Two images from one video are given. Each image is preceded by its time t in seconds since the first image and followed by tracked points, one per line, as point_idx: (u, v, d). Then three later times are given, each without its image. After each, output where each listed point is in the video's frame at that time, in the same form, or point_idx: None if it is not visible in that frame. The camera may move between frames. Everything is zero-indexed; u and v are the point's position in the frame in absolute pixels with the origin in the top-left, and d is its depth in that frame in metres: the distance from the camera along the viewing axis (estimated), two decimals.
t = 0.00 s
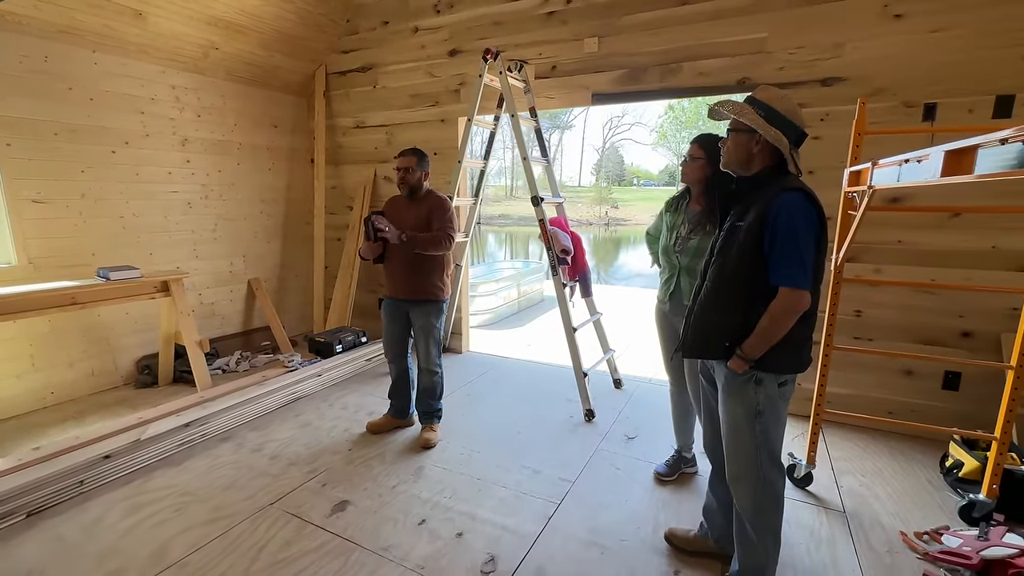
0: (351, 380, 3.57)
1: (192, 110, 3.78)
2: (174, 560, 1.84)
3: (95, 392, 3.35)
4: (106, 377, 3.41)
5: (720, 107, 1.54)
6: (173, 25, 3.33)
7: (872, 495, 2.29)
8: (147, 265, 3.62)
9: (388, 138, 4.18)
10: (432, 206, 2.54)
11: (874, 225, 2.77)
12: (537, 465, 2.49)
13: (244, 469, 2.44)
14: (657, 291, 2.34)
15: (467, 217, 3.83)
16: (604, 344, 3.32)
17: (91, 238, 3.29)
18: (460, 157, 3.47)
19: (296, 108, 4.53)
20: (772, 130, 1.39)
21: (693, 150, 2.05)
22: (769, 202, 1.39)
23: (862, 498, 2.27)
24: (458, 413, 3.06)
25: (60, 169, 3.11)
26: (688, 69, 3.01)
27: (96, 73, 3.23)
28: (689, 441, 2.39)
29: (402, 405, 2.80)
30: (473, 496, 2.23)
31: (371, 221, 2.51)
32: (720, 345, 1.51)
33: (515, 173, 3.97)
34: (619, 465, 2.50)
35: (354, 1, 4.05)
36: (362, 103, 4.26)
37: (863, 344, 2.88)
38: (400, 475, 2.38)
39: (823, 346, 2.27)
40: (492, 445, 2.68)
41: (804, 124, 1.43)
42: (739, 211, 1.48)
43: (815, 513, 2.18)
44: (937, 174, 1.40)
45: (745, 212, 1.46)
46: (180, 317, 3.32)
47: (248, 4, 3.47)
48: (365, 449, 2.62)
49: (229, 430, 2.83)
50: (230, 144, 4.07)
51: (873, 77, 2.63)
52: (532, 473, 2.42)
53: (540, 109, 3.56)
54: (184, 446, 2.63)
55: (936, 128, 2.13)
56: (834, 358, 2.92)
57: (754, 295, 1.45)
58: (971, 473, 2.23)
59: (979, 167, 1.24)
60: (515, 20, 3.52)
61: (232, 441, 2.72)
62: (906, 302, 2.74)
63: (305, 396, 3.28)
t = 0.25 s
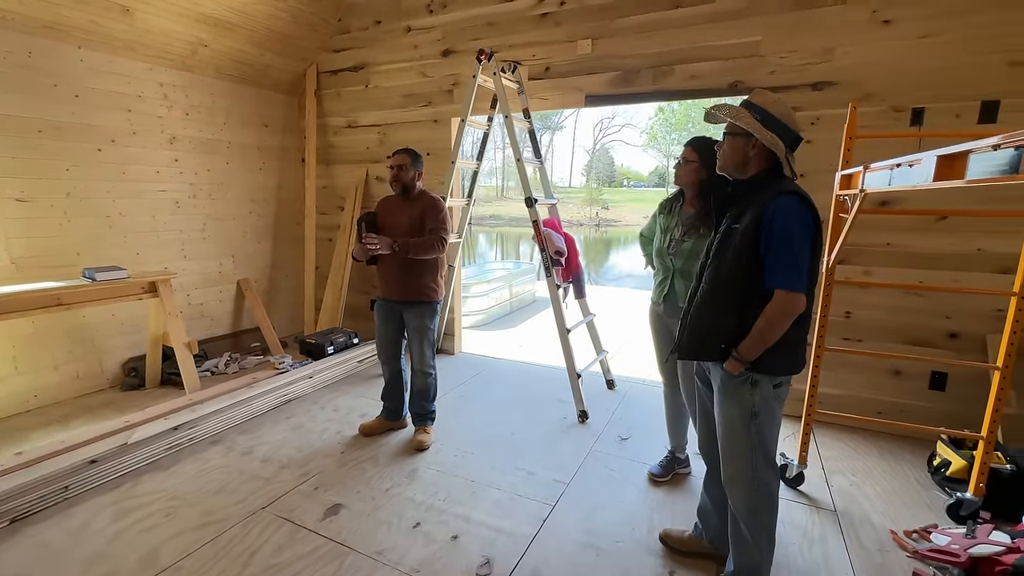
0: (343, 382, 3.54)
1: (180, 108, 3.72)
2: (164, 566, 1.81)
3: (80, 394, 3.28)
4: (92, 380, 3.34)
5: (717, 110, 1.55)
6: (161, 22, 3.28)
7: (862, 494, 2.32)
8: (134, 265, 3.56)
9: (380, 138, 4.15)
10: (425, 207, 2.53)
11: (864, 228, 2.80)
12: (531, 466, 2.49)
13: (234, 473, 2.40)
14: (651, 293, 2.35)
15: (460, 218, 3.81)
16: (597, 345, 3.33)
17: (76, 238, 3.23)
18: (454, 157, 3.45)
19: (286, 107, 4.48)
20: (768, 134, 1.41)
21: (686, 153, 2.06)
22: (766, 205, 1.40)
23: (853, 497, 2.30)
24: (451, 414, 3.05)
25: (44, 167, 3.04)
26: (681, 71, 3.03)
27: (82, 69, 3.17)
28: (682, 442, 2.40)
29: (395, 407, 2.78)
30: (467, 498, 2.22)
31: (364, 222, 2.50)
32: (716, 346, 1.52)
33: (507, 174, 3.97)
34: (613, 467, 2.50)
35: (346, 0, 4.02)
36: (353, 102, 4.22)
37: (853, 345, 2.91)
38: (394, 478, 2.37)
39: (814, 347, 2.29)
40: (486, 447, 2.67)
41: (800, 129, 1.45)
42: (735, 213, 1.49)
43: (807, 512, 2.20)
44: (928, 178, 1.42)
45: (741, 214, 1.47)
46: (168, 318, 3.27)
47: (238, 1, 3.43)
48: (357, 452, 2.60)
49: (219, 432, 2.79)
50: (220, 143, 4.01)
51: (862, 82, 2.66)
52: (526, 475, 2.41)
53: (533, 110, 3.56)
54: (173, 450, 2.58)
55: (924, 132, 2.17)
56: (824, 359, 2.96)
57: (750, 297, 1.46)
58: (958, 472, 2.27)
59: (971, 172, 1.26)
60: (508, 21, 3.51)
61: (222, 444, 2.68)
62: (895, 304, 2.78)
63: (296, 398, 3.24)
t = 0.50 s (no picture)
0: (335, 384, 3.52)
1: (170, 107, 3.68)
2: (155, 572, 1.78)
3: (67, 397, 3.23)
4: (79, 383, 3.29)
5: (713, 115, 1.56)
6: (151, 20, 3.24)
7: (852, 494, 2.35)
8: (123, 266, 3.51)
9: (373, 138, 4.13)
10: (421, 209, 2.52)
11: (854, 231, 2.84)
12: (526, 468, 2.49)
13: (227, 477, 2.38)
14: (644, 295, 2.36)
15: (454, 219, 3.80)
16: (591, 347, 3.33)
17: (64, 238, 3.17)
18: (448, 159, 3.44)
19: (278, 106, 4.44)
20: (764, 140, 1.42)
21: (678, 157, 2.07)
22: (762, 209, 1.41)
23: (844, 497, 2.33)
24: (445, 416, 3.04)
25: (30, 166, 2.99)
26: (675, 75, 3.06)
27: (69, 67, 3.12)
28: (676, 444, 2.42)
29: (389, 409, 2.77)
30: (463, 501, 2.22)
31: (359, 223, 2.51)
32: (713, 349, 1.53)
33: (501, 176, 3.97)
34: (607, 468, 2.51)
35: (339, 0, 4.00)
36: (346, 103, 4.20)
37: (843, 347, 2.95)
38: (388, 481, 2.35)
39: (807, 349, 2.32)
40: (481, 449, 2.66)
41: (795, 134, 1.47)
42: (731, 217, 1.51)
43: (799, 512, 2.22)
44: (919, 183, 1.45)
45: (737, 219, 1.48)
46: (158, 320, 3.22)
47: None
48: (351, 455, 2.58)
49: (211, 436, 2.76)
50: (210, 143, 3.97)
51: (853, 87, 2.70)
52: (521, 477, 2.42)
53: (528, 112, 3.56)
54: (163, 454, 2.55)
55: (914, 138, 2.20)
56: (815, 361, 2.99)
57: (746, 300, 1.48)
58: (947, 471, 2.31)
59: (963, 179, 1.29)
60: (502, 23, 3.51)
61: (213, 448, 2.65)
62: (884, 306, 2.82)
63: (289, 401, 3.22)
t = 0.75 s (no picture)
0: (333, 385, 3.51)
1: (167, 106, 3.65)
2: None
3: (60, 398, 3.20)
4: (73, 383, 3.26)
5: (714, 120, 1.57)
6: (148, 18, 3.22)
7: (849, 496, 2.37)
8: (118, 266, 3.49)
9: (371, 139, 4.12)
10: (420, 211, 2.52)
11: (851, 235, 2.86)
12: (524, 471, 2.49)
13: (223, 479, 2.36)
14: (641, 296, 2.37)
15: (452, 220, 3.80)
16: (589, 349, 3.33)
17: (58, 238, 3.15)
18: (446, 160, 3.44)
19: (276, 106, 4.42)
20: (765, 144, 1.43)
21: (675, 160, 2.08)
22: (762, 214, 1.42)
23: (840, 500, 2.35)
24: (443, 418, 3.04)
25: (24, 165, 2.96)
26: (673, 79, 3.07)
27: (65, 65, 3.09)
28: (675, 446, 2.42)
29: (387, 411, 2.76)
30: (461, 503, 2.22)
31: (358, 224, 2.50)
32: (713, 353, 1.53)
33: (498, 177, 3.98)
34: (605, 470, 2.51)
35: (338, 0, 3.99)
36: (344, 103, 4.19)
37: (840, 350, 2.97)
38: (386, 483, 2.35)
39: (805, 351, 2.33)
40: (479, 451, 2.66)
41: (795, 140, 1.48)
42: (731, 221, 1.52)
43: (796, 515, 2.23)
44: (920, 189, 1.46)
45: (737, 222, 1.49)
46: (154, 321, 3.20)
47: None
48: (349, 457, 2.57)
49: (207, 437, 2.74)
50: (207, 142, 3.95)
51: (850, 92, 2.72)
52: (519, 479, 2.41)
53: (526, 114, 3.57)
54: (159, 455, 2.53)
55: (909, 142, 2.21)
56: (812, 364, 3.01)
57: (746, 304, 1.48)
58: (942, 474, 2.31)
59: (961, 186, 1.30)
60: (501, 25, 3.52)
61: (210, 449, 2.64)
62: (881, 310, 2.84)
63: (286, 402, 3.20)
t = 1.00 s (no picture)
0: (335, 385, 3.51)
1: (174, 104, 3.67)
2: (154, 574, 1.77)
3: (64, 395, 3.20)
4: (77, 381, 3.27)
5: (722, 124, 1.57)
6: (156, 17, 3.23)
7: (852, 502, 2.36)
8: (123, 264, 3.49)
9: (376, 139, 4.13)
10: (423, 210, 2.52)
11: (856, 240, 2.86)
12: (527, 473, 2.49)
13: (226, 478, 2.37)
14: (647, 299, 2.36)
15: (456, 221, 3.80)
16: (592, 351, 3.33)
17: (64, 235, 3.16)
18: (451, 161, 3.44)
19: (281, 106, 4.43)
20: (773, 148, 1.43)
21: (681, 163, 2.07)
22: (770, 218, 1.42)
23: (844, 505, 2.34)
24: (445, 419, 3.03)
25: (30, 162, 2.96)
26: (679, 82, 3.07)
27: (73, 63, 3.10)
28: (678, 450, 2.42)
29: (390, 411, 2.76)
30: (464, 505, 2.21)
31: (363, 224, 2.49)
32: (719, 357, 1.53)
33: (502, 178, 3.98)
34: (607, 473, 2.51)
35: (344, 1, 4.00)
36: (349, 103, 4.20)
37: (844, 355, 2.96)
38: (389, 483, 2.35)
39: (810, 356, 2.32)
40: (481, 453, 2.66)
41: (804, 144, 1.48)
42: (739, 225, 1.51)
43: (800, 520, 2.23)
44: (929, 195, 1.46)
45: (745, 226, 1.49)
46: (158, 319, 3.21)
47: None
48: (352, 457, 2.57)
49: (210, 436, 2.74)
50: (213, 141, 3.96)
51: (857, 97, 2.72)
52: (522, 481, 2.41)
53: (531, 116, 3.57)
54: (162, 453, 2.53)
55: (916, 148, 2.21)
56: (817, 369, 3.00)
57: (753, 308, 1.48)
58: (947, 481, 2.30)
59: (972, 192, 1.29)
60: (507, 27, 3.52)
61: (212, 448, 2.64)
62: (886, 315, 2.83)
63: (288, 401, 3.21)
